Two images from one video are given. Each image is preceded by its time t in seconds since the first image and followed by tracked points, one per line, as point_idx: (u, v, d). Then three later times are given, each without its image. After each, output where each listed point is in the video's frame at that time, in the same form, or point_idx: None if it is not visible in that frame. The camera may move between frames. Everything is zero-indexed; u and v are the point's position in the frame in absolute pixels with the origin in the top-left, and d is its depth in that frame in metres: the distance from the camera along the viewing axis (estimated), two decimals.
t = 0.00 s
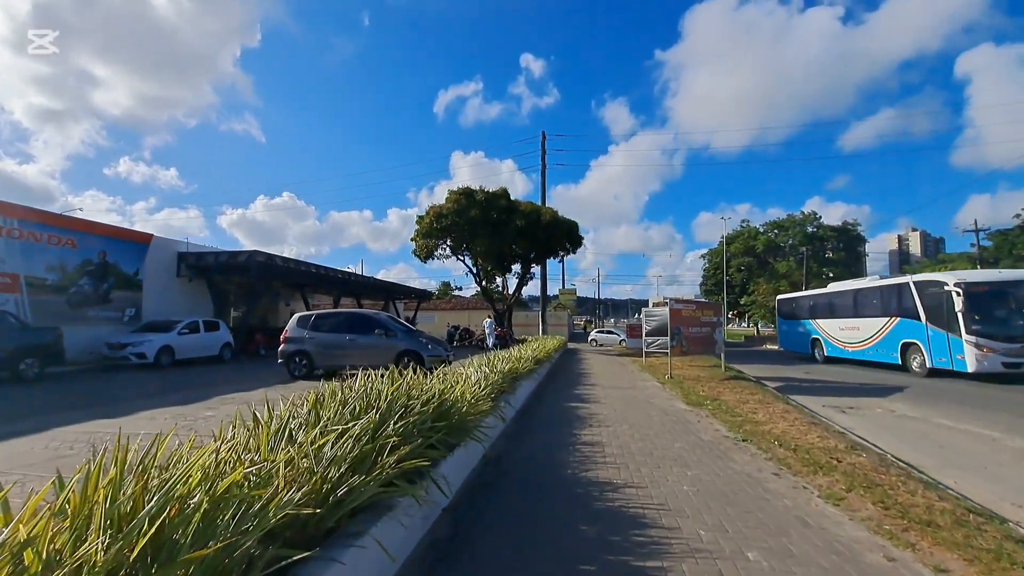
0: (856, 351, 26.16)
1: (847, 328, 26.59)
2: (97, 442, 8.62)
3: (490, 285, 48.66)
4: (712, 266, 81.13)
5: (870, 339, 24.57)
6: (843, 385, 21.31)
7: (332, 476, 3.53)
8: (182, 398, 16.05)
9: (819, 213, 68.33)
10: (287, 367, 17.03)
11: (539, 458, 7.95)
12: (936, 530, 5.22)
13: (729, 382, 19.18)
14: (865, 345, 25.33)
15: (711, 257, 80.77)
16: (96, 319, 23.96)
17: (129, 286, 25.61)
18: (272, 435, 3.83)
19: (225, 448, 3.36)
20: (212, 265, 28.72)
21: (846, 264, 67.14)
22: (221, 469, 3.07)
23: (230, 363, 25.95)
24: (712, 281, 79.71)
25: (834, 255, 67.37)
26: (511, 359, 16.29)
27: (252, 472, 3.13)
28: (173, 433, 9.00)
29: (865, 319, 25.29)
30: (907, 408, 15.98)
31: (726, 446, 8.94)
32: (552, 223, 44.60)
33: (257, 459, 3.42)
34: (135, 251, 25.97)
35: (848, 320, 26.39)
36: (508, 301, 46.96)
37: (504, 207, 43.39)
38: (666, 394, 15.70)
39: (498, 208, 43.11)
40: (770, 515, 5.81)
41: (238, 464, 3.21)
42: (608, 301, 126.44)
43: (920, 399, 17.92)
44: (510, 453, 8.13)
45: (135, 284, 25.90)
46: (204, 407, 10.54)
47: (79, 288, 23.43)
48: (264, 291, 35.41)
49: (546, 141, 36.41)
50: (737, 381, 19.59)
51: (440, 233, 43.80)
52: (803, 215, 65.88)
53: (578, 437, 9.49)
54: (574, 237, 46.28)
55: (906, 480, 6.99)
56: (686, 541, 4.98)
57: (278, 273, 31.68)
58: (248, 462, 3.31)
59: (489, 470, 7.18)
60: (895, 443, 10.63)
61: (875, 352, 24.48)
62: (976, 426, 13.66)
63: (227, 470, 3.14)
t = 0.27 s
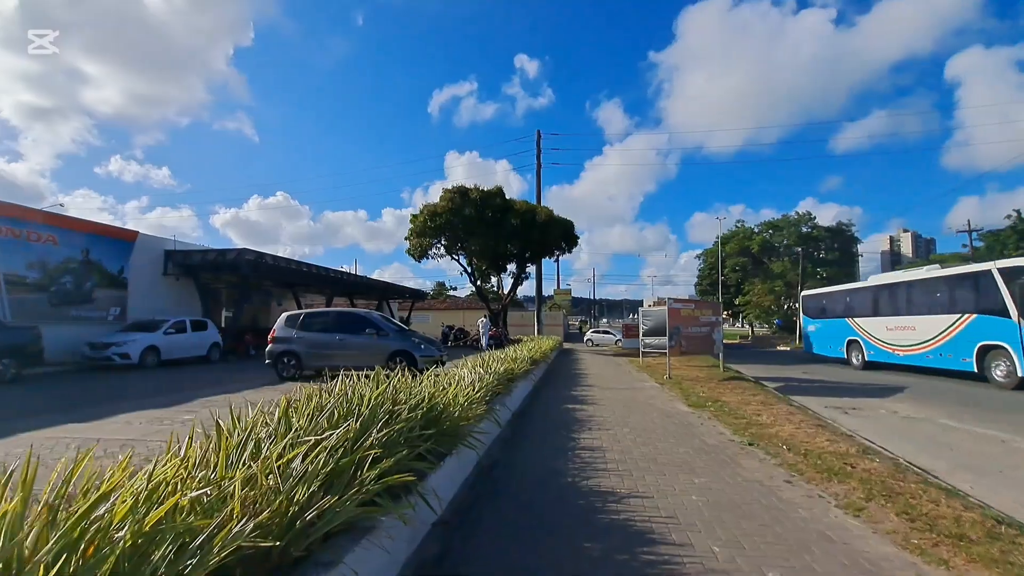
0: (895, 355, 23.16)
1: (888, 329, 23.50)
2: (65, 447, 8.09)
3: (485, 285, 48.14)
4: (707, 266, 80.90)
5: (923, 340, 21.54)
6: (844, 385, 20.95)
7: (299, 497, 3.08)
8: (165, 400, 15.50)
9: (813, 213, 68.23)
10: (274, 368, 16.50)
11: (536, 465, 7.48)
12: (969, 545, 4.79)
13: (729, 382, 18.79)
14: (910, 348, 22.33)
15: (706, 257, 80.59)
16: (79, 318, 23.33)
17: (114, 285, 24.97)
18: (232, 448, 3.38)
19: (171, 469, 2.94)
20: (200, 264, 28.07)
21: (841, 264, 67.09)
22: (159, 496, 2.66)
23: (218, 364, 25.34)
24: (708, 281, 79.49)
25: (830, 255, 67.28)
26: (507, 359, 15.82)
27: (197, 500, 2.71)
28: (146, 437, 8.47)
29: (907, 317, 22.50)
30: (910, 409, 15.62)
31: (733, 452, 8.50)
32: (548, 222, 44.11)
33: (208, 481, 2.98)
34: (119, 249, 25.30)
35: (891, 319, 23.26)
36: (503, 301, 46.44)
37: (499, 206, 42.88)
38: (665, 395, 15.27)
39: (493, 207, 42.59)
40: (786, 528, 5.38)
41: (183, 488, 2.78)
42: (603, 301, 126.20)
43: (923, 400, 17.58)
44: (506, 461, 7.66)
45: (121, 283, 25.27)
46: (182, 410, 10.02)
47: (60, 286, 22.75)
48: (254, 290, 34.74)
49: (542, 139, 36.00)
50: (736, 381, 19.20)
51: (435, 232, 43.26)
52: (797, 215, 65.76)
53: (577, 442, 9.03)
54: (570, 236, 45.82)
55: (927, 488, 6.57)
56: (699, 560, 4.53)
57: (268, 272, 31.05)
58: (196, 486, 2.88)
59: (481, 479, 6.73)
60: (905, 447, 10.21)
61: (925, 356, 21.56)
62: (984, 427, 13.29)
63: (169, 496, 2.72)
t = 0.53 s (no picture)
0: (965, 360, 19.21)
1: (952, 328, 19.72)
2: (22, 459, 7.49)
3: (477, 285, 47.62)
4: (699, 266, 80.83)
5: (1009, 344, 17.76)
6: (840, 386, 20.68)
7: (243, 537, 2.57)
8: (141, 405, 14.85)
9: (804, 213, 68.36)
10: (257, 370, 15.89)
11: (529, 476, 6.99)
12: (1005, 568, 4.39)
13: (725, 383, 18.43)
14: (989, 353, 18.46)
15: (698, 256, 80.60)
16: (57, 319, 22.54)
17: (93, 285, 24.19)
18: (171, 473, 2.90)
19: (81, 509, 2.45)
20: (183, 263, 27.30)
21: (831, 264, 67.31)
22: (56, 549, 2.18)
23: (202, 366, 24.63)
24: (700, 280, 79.43)
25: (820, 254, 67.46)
26: (498, 361, 15.32)
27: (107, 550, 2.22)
28: (111, 447, 7.88)
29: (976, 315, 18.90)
30: (909, 411, 15.35)
31: (736, 459, 8.05)
32: (540, 221, 43.65)
33: (131, 518, 2.49)
34: (98, 248, 24.49)
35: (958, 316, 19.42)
36: (495, 300, 45.95)
37: (490, 204, 42.36)
38: (661, 397, 14.86)
39: (485, 205, 42.06)
40: (803, 547, 4.95)
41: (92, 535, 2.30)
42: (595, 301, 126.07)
43: (921, 400, 17.33)
44: (497, 471, 7.16)
45: (100, 283, 24.48)
46: (154, 417, 9.44)
47: (35, 286, 21.94)
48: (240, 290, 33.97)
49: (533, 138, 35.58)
50: (733, 382, 18.86)
51: (425, 230, 42.65)
52: (788, 214, 65.87)
53: (571, 449, 8.54)
54: (562, 235, 45.39)
55: (946, 499, 6.17)
56: None
57: (254, 271, 30.31)
58: (112, 529, 2.40)
59: (470, 492, 6.25)
60: (911, 451, 9.85)
61: (1011, 363, 17.72)
62: (985, 429, 13.01)
63: (71, 547, 2.24)
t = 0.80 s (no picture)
0: None
1: None
2: None
3: (474, 284, 47.14)
4: (698, 266, 80.41)
5: None
6: (845, 387, 20.21)
7: None
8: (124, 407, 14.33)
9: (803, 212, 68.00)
10: (244, 371, 15.38)
11: (523, 486, 6.51)
12: None
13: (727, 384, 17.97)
14: None
15: (697, 256, 80.22)
16: (43, 318, 22.01)
17: (81, 284, 23.66)
18: (87, 494, 2.49)
19: None
20: (173, 261, 26.77)
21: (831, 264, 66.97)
22: None
23: (192, 366, 24.10)
24: (699, 281, 79.01)
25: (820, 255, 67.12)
26: (493, 361, 14.86)
27: None
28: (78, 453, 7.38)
29: None
30: (918, 413, 14.90)
31: (744, 466, 7.60)
32: (538, 220, 43.19)
33: (24, 553, 2.10)
34: (86, 245, 23.95)
35: None
36: (493, 300, 45.48)
37: (488, 203, 41.90)
38: (662, 399, 14.37)
39: (483, 203, 41.60)
40: (824, 565, 4.51)
41: None
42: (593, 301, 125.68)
43: (928, 401, 16.90)
44: (489, 481, 6.69)
45: (88, 281, 23.93)
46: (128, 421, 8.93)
47: (20, 284, 21.39)
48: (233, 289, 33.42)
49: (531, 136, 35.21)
50: (735, 383, 18.39)
51: (422, 229, 42.17)
52: (788, 214, 65.51)
53: (569, 455, 8.07)
54: (561, 234, 44.91)
55: (973, 511, 5.72)
56: None
57: (247, 270, 29.80)
58: None
59: (460, 503, 5.79)
60: (926, 456, 9.41)
61: None
62: (997, 431, 12.60)
63: None
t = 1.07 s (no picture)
0: None
1: None
2: None
3: (471, 284, 46.64)
4: (697, 265, 80.03)
5: None
6: (849, 388, 19.74)
7: None
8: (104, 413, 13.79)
9: (802, 211, 67.63)
10: (231, 373, 14.84)
11: (517, 502, 6.01)
12: None
13: (729, 385, 17.50)
14: None
15: (695, 255, 79.89)
16: (27, 319, 21.45)
17: (66, 283, 23.10)
18: None
19: None
20: (163, 260, 26.22)
21: (830, 263, 66.64)
22: None
23: (181, 368, 23.56)
24: (698, 279, 78.60)
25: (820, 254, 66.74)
26: (488, 362, 14.36)
27: None
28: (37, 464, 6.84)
29: None
30: (927, 415, 14.44)
31: (755, 479, 7.11)
32: (536, 218, 42.64)
33: None
34: (72, 244, 23.39)
35: None
36: (490, 300, 45.00)
37: (485, 201, 41.37)
38: (663, 402, 13.89)
39: (480, 201, 41.06)
40: None
41: None
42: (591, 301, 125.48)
43: (937, 403, 16.43)
44: (481, 496, 6.19)
45: (73, 281, 23.38)
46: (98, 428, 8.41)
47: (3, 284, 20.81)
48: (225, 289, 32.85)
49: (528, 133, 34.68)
50: (738, 385, 17.91)
51: (419, 227, 41.64)
52: (787, 212, 65.17)
53: (567, 466, 7.55)
54: (559, 232, 44.38)
55: (1008, 532, 5.25)
56: None
57: (239, 269, 29.25)
58: None
59: (448, 523, 5.28)
60: (943, 464, 8.95)
61: None
62: (1009, 436, 12.18)
63: None
